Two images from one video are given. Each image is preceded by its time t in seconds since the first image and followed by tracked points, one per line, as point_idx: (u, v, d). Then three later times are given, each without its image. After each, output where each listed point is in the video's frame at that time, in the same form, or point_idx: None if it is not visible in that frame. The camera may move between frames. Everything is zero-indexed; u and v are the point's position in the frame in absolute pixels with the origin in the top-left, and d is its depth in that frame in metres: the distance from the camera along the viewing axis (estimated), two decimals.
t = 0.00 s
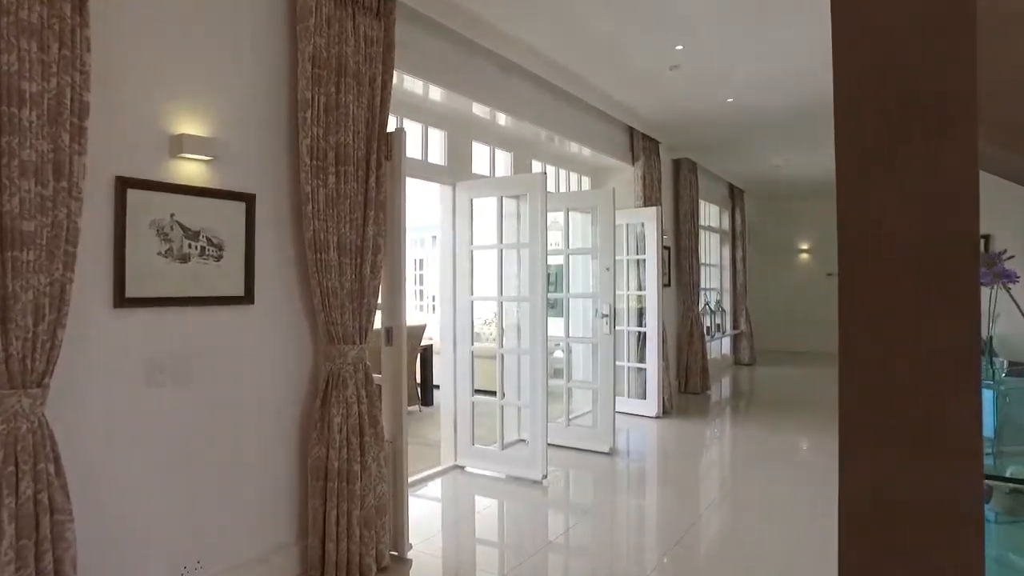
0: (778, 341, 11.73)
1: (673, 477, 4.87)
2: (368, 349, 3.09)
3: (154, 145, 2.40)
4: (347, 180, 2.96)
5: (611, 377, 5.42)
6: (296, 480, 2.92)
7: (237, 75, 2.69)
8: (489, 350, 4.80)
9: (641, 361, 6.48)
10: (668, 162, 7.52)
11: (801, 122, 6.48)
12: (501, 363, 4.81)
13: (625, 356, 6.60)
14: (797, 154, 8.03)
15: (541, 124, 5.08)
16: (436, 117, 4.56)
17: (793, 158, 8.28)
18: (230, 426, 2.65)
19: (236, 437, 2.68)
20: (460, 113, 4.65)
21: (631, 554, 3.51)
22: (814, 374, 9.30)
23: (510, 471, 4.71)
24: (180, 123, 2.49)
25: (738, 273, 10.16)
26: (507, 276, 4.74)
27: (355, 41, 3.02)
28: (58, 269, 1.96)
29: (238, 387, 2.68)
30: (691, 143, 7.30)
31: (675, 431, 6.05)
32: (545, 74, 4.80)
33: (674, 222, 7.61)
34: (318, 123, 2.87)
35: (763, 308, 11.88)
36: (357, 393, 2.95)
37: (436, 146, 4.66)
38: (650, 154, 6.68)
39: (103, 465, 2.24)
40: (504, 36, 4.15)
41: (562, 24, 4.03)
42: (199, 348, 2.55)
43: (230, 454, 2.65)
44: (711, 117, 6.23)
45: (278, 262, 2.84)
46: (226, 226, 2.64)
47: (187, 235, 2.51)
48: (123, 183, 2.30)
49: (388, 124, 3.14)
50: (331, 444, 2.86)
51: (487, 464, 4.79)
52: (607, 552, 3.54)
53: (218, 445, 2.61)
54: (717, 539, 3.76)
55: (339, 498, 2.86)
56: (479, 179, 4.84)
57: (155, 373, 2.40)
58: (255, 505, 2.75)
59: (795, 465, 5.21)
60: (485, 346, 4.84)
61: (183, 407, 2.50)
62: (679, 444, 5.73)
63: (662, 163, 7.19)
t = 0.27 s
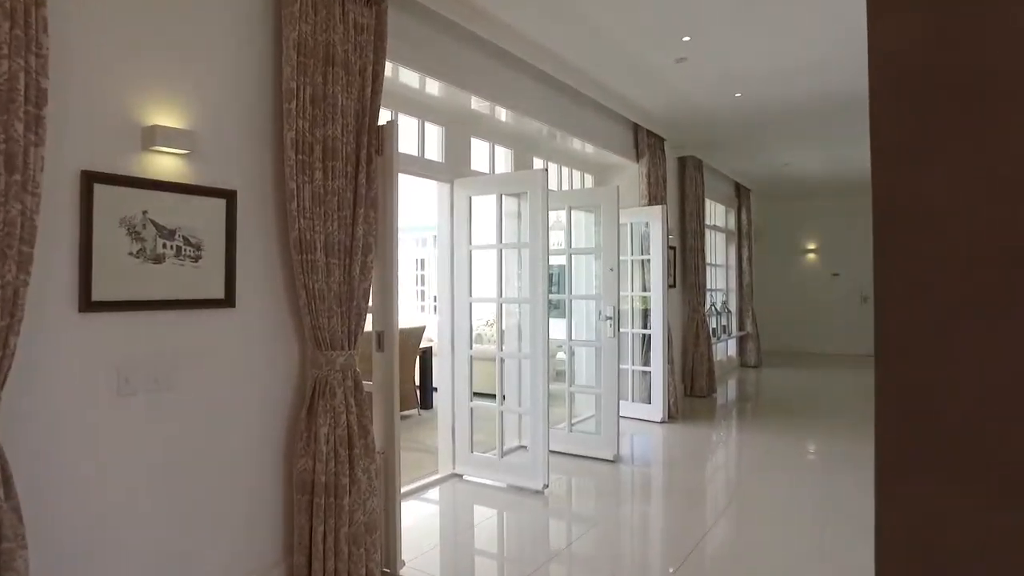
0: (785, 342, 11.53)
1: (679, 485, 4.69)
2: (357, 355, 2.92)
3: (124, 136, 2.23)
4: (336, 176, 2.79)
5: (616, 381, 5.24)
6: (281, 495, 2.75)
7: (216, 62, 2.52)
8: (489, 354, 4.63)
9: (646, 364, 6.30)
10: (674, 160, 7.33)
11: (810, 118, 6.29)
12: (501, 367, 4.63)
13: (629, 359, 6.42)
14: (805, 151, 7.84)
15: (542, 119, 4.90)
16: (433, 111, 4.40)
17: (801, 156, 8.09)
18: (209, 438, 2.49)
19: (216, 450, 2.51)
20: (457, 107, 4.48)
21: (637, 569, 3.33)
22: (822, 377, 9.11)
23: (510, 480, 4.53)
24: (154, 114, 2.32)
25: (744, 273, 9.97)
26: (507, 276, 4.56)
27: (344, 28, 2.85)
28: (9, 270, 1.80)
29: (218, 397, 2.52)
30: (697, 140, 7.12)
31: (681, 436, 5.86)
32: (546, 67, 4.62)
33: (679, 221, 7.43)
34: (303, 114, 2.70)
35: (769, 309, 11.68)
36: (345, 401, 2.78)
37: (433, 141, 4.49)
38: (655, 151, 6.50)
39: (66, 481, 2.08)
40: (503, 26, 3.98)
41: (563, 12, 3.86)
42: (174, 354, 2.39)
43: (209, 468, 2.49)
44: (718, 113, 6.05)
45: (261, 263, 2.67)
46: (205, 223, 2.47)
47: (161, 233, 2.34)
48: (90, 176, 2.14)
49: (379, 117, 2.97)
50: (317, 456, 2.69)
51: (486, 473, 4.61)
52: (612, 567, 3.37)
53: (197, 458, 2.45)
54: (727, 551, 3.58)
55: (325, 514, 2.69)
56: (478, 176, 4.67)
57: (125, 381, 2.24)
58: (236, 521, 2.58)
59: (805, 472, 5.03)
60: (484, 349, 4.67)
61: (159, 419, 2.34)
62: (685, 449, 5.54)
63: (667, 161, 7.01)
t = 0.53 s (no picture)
0: (794, 343, 11.32)
1: (688, 491, 4.50)
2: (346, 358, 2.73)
3: (86, 121, 2.05)
4: (323, 166, 2.61)
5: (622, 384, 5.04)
6: (263, 508, 2.56)
7: (192, 44, 2.34)
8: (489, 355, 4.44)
9: (652, 366, 6.10)
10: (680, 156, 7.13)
11: (822, 112, 6.09)
12: (502, 369, 4.44)
13: (635, 361, 6.22)
14: (815, 148, 7.64)
15: (545, 111, 4.71)
16: (430, 103, 4.21)
17: (811, 152, 7.88)
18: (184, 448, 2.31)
19: (192, 462, 2.33)
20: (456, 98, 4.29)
21: None
22: (833, 378, 8.89)
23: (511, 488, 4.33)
24: (122, 98, 2.14)
25: (752, 273, 9.76)
26: (508, 275, 4.37)
27: (331, 9, 2.66)
28: None
29: (194, 404, 2.34)
30: (705, 135, 6.92)
31: (689, 441, 5.67)
32: (548, 57, 4.43)
33: (686, 219, 7.23)
34: (287, 100, 2.51)
35: (777, 309, 11.46)
36: (332, 408, 2.60)
37: (431, 134, 4.30)
38: (662, 146, 6.30)
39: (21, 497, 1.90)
40: (502, 11, 3.79)
41: None
42: (145, 358, 2.21)
43: (184, 480, 2.31)
44: (727, 106, 5.85)
45: (242, 260, 2.49)
46: (179, 217, 2.29)
47: (130, 227, 2.16)
48: (48, 165, 1.95)
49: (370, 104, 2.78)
50: (301, 467, 2.50)
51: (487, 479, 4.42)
52: None
53: (170, 470, 2.27)
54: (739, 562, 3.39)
55: (310, 530, 2.50)
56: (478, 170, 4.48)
57: (89, 388, 2.06)
58: (214, 538, 2.40)
59: (819, 477, 4.83)
60: (484, 350, 4.48)
61: (127, 428, 2.16)
62: (693, 454, 5.35)
63: (674, 157, 6.81)
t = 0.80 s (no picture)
0: (802, 345, 11.10)
1: (697, 503, 4.30)
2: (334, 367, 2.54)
3: (43, 109, 1.86)
4: (307, 160, 2.42)
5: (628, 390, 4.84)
6: (243, 531, 2.37)
7: (163, 26, 2.14)
8: (489, 360, 4.25)
9: (659, 371, 5.90)
10: (687, 153, 6.93)
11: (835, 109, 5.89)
12: (502, 375, 4.25)
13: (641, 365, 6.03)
14: (826, 146, 7.43)
15: (547, 105, 4.51)
16: (426, 96, 4.03)
17: (822, 150, 7.67)
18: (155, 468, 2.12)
19: (163, 482, 2.14)
20: (454, 91, 4.10)
21: None
22: (843, 382, 8.68)
23: (513, 500, 4.13)
24: (83, 85, 1.94)
25: (759, 273, 9.55)
26: (509, 277, 4.17)
27: None
28: None
29: (165, 418, 2.15)
30: (713, 132, 6.72)
31: (697, 448, 5.47)
32: (551, 48, 4.24)
33: (693, 218, 7.03)
34: (269, 89, 2.32)
35: (785, 310, 11.25)
36: (318, 422, 2.41)
37: (428, 129, 4.11)
38: (669, 143, 6.10)
39: None
40: None
41: None
42: (110, 369, 2.02)
43: (154, 502, 2.12)
44: (736, 102, 5.64)
45: (219, 262, 2.30)
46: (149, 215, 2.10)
47: (94, 225, 1.97)
48: None
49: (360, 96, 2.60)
50: (284, 486, 2.31)
51: (486, 491, 4.22)
52: None
53: (139, 491, 2.08)
54: None
55: (293, 555, 2.31)
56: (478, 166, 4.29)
57: (46, 402, 1.87)
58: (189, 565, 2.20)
59: (835, 487, 4.62)
60: (483, 355, 4.28)
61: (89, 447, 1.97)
62: (702, 462, 5.14)
63: (681, 154, 6.61)
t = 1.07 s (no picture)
0: (810, 345, 10.90)
1: (704, 510, 4.11)
2: (316, 370, 2.36)
3: None
4: (287, 147, 2.23)
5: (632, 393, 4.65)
6: (217, 549, 2.19)
7: None
8: (487, 361, 4.06)
9: (665, 372, 5.71)
10: (694, 148, 6.74)
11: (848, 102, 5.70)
12: (501, 378, 4.06)
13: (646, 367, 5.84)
14: (836, 141, 7.24)
15: (549, 97, 4.33)
16: (422, 85, 3.85)
17: (831, 146, 7.48)
18: (117, 483, 1.94)
19: (127, 498, 1.96)
20: (451, 80, 3.92)
21: None
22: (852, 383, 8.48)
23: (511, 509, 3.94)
24: (35, 61, 1.77)
25: (767, 272, 9.35)
26: (509, 275, 3.99)
27: None
28: None
29: (129, 429, 1.97)
30: (720, 126, 6.53)
31: (705, 453, 5.28)
32: (553, 35, 4.06)
33: (700, 215, 6.84)
34: (245, 70, 2.14)
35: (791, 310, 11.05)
36: (299, 431, 2.22)
37: (424, 120, 3.93)
38: (675, 137, 5.91)
39: None
40: None
41: None
42: (67, 375, 1.84)
43: (117, 521, 1.94)
44: (745, 95, 5.45)
45: (190, 258, 2.12)
46: (111, 206, 1.92)
47: (46, 216, 1.79)
48: None
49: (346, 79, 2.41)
50: (261, 501, 2.13)
51: (484, 498, 4.03)
52: None
53: (100, 508, 1.90)
54: None
55: None
56: (476, 159, 4.11)
57: None
58: None
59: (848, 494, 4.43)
60: (482, 357, 4.10)
61: (43, 463, 1.79)
62: (710, 467, 4.96)
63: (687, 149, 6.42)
